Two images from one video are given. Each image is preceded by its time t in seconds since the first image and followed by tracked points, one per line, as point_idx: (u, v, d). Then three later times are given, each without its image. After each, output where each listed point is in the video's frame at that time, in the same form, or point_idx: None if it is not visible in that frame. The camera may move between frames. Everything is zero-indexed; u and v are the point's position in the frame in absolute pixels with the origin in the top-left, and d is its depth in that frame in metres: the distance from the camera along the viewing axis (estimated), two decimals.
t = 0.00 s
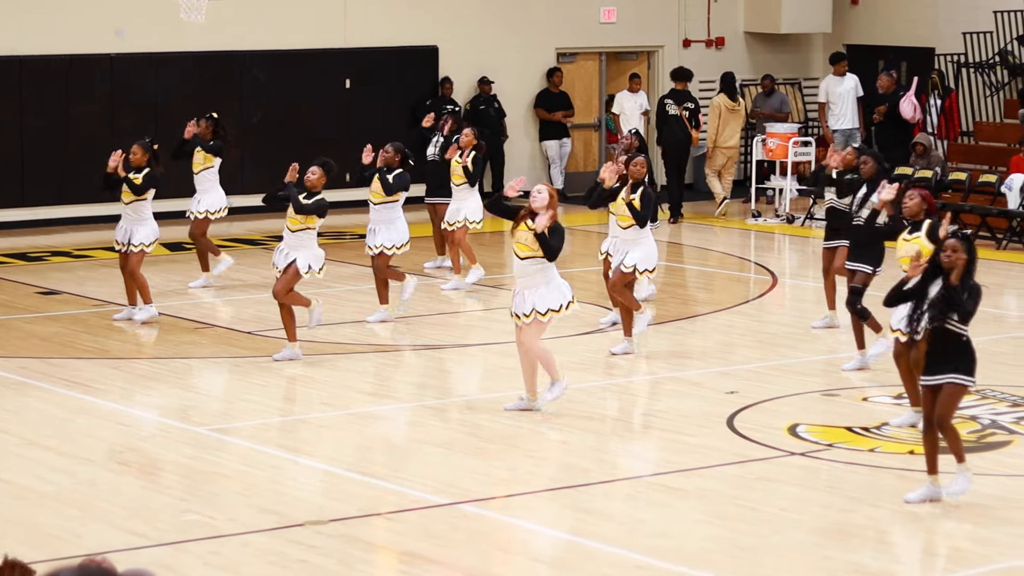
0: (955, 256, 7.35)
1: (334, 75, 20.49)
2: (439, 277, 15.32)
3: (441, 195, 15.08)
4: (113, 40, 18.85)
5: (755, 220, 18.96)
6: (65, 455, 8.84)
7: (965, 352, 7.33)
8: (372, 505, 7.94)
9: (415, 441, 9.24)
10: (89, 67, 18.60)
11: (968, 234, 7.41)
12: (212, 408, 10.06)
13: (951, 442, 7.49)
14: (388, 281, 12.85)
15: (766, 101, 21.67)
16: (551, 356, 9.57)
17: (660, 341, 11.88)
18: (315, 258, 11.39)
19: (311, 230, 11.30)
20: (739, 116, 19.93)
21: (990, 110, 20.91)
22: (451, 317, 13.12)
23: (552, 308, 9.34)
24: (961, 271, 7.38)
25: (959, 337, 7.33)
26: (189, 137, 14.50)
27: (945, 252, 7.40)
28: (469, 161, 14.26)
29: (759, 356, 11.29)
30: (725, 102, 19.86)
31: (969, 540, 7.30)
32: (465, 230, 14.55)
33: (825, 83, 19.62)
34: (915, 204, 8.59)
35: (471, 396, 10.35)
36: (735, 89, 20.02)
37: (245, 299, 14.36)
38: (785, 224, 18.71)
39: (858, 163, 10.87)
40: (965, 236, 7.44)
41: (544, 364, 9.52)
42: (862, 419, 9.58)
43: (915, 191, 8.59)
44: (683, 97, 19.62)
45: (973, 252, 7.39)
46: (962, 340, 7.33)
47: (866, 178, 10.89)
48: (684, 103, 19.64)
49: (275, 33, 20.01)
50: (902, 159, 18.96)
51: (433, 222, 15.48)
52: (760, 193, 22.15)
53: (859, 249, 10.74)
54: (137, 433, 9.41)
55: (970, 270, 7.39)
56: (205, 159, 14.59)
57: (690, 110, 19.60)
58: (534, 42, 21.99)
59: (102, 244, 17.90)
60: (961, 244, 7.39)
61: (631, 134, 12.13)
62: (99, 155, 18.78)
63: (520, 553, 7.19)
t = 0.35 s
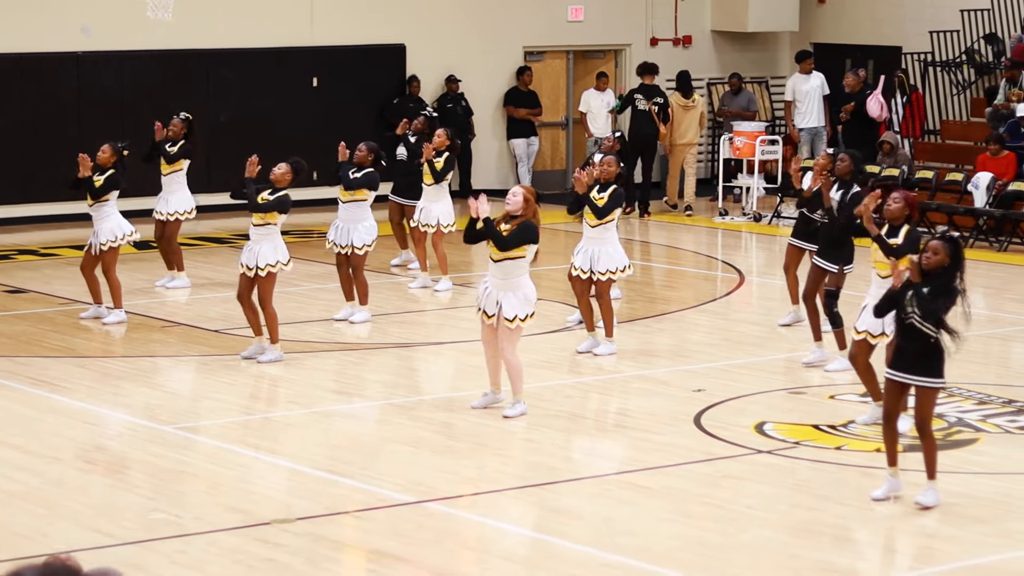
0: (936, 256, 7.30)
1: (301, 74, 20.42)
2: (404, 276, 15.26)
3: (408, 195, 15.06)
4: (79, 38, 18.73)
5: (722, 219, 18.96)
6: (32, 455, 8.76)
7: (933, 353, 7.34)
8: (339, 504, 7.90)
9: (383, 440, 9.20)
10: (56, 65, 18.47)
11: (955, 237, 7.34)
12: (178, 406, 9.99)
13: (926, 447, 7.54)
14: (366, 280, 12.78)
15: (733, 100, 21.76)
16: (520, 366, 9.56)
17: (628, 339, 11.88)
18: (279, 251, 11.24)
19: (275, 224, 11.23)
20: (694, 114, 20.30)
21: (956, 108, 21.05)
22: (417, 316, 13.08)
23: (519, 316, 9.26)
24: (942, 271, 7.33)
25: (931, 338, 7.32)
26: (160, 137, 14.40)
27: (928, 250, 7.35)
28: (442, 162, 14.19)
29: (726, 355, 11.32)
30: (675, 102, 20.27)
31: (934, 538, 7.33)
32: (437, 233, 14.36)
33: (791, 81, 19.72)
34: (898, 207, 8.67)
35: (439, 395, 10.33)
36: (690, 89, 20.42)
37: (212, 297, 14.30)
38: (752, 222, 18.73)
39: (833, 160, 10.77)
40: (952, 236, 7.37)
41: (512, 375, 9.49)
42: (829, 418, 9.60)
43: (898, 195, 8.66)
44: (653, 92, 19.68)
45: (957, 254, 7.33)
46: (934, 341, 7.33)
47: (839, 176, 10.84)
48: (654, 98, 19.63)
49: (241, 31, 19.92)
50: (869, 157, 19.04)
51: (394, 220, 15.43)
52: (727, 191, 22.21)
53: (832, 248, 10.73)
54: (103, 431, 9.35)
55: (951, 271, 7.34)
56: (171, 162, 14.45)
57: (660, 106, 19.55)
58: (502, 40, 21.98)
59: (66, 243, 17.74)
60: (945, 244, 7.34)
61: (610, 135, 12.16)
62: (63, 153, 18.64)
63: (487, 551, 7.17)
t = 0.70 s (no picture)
0: (882, 267, 7.32)
1: (266, 72, 20.35)
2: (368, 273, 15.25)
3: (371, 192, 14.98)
4: (44, 36, 18.60)
5: (689, 216, 19.03)
6: None
7: (883, 360, 7.38)
8: (305, 502, 7.88)
9: (349, 437, 9.18)
10: (20, 63, 18.35)
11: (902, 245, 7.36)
12: (143, 405, 9.94)
13: (895, 442, 7.57)
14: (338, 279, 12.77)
15: (699, 98, 21.83)
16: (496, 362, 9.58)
17: (594, 337, 11.90)
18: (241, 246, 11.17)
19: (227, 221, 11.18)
20: (648, 111, 20.46)
21: (921, 106, 21.20)
22: (383, 314, 13.06)
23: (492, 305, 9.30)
24: (889, 282, 7.37)
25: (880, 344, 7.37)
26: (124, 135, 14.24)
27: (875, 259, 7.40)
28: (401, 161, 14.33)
29: (692, 352, 11.36)
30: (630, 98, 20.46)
31: (898, 534, 7.39)
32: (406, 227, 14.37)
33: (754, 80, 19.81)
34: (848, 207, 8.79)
35: (406, 392, 10.33)
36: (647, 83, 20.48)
37: (177, 295, 14.24)
38: (718, 220, 18.79)
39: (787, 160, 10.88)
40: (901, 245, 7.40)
41: (488, 371, 9.51)
42: (794, 415, 9.65)
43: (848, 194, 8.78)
44: (612, 89, 19.82)
45: (904, 262, 7.36)
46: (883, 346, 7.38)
47: (794, 175, 10.93)
48: (612, 95, 19.85)
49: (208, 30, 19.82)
50: (835, 155, 19.14)
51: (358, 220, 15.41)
52: (694, 189, 22.28)
53: (796, 248, 10.76)
54: (68, 429, 9.29)
55: (898, 281, 7.38)
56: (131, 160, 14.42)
57: (620, 103, 19.79)
58: (468, 38, 21.96)
59: (29, 241, 17.62)
60: (891, 253, 7.35)
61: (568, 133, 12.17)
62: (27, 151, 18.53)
63: (454, 549, 7.17)
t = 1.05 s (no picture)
0: (846, 253, 7.42)
1: (237, 69, 20.30)
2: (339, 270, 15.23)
3: (335, 189, 15.08)
4: (14, 33, 18.52)
5: (660, 213, 19.07)
6: None
7: (845, 351, 7.42)
8: (276, 499, 7.87)
9: (320, 435, 9.16)
10: None
11: (870, 236, 7.42)
12: (113, 402, 9.90)
13: (848, 442, 7.61)
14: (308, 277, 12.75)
15: (670, 95, 21.89)
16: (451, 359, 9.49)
17: (564, 334, 11.91)
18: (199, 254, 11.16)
19: (196, 220, 11.18)
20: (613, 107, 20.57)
21: (891, 103, 21.32)
22: (354, 312, 13.04)
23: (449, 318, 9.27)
24: (855, 268, 7.44)
25: (844, 335, 7.43)
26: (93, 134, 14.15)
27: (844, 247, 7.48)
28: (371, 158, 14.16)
29: (662, 349, 11.38)
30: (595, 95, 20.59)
31: (867, 530, 7.42)
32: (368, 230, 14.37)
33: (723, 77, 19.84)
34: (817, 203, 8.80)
35: (377, 389, 10.31)
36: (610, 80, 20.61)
37: (147, 292, 14.18)
38: (688, 217, 18.83)
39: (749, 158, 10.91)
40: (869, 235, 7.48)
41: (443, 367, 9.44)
42: (764, 412, 9.68)
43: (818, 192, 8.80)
44: (574, 83, 20.09)
45: (870, 252, 7.41)
46: (847, 337, 7.42)
47: (760, 172, 10.94)
48: (574, 89, 20.09)
49: (178, 27, 19.75)
50: (805, 153, 19.22)
51: (327, 216, 15.49)
52: (665, 186, 22.32)
53: (752, 245, 10.87)
54: (39, 427, 9.25)
55: (866, 270, 7.43)
56: (103, 163, 14.40)
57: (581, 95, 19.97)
58: (439, 35, 21.96)
59: None
60: (857, 243, 7.43)
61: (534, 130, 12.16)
62: None
63: (425, 546, 7.16)
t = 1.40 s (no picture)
0: (833, 250, 7.45)
1: (221, 66, 20.27)
2: (325, 268, 15.22)
3: (326, 187, 14.98)
4: None
5: (644, 211, 19.09)
6: None
7: (837, 348, 7.44)
8: (261, 497, 7.85)
9: (305, 433, 9.16)
10: None
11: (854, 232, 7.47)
12: (98, 400, 9.88)
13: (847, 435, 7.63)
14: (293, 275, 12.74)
15: (655, 92, 21.93)
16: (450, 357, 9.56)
17: (549, 332, 11.92)
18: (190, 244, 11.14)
19: (179, 216, 11.14)
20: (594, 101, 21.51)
21: (875, 101, 21.35)
22: (339, 309, 13.03)
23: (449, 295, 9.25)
24: (840, 266, 7.47)
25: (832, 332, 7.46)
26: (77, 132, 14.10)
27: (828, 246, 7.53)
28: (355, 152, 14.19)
29: (647, 347, 11.39)
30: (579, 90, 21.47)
31: (852, 528, 7.43)
32: (361, 222, 14.34)
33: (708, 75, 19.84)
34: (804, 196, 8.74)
35: (362, 387, 10.31)
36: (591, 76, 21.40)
37: (132, 290, 14.15)
38: (673, 215, 18.86)
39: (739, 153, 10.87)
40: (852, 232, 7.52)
41: (443, 366, 9.52)
42: (749, 409, 9.70)
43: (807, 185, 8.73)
44: (565, 80, 20.11)
45: (855, 249, 7.46)
46: (836, 334, 7.46)
47: (748, 168, 10.95)
48: (565, 87, 20.11)
49: (162, 25, 19.72)
50: (789, 150, 19.26)
51: (315, 215, 15.40)
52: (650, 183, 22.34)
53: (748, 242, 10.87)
54: (23, 425, 9.23)
55: (850, 266, 7.46)
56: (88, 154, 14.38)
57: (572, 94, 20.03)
58: (423, 32, 21.96)
59: None
60: (842, 240, 7.47)
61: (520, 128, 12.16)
62: None
63: (410, 544, 7.16)
